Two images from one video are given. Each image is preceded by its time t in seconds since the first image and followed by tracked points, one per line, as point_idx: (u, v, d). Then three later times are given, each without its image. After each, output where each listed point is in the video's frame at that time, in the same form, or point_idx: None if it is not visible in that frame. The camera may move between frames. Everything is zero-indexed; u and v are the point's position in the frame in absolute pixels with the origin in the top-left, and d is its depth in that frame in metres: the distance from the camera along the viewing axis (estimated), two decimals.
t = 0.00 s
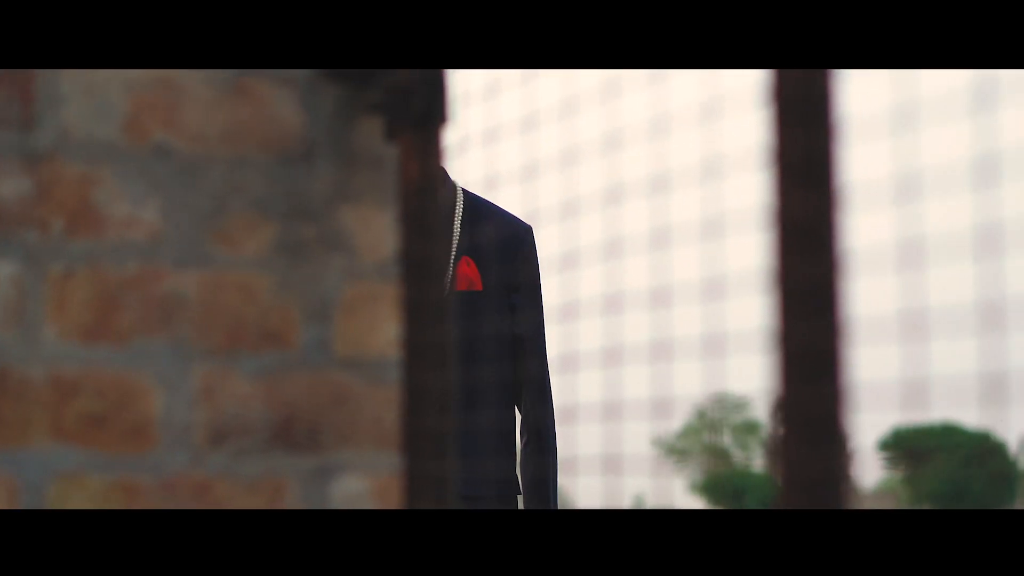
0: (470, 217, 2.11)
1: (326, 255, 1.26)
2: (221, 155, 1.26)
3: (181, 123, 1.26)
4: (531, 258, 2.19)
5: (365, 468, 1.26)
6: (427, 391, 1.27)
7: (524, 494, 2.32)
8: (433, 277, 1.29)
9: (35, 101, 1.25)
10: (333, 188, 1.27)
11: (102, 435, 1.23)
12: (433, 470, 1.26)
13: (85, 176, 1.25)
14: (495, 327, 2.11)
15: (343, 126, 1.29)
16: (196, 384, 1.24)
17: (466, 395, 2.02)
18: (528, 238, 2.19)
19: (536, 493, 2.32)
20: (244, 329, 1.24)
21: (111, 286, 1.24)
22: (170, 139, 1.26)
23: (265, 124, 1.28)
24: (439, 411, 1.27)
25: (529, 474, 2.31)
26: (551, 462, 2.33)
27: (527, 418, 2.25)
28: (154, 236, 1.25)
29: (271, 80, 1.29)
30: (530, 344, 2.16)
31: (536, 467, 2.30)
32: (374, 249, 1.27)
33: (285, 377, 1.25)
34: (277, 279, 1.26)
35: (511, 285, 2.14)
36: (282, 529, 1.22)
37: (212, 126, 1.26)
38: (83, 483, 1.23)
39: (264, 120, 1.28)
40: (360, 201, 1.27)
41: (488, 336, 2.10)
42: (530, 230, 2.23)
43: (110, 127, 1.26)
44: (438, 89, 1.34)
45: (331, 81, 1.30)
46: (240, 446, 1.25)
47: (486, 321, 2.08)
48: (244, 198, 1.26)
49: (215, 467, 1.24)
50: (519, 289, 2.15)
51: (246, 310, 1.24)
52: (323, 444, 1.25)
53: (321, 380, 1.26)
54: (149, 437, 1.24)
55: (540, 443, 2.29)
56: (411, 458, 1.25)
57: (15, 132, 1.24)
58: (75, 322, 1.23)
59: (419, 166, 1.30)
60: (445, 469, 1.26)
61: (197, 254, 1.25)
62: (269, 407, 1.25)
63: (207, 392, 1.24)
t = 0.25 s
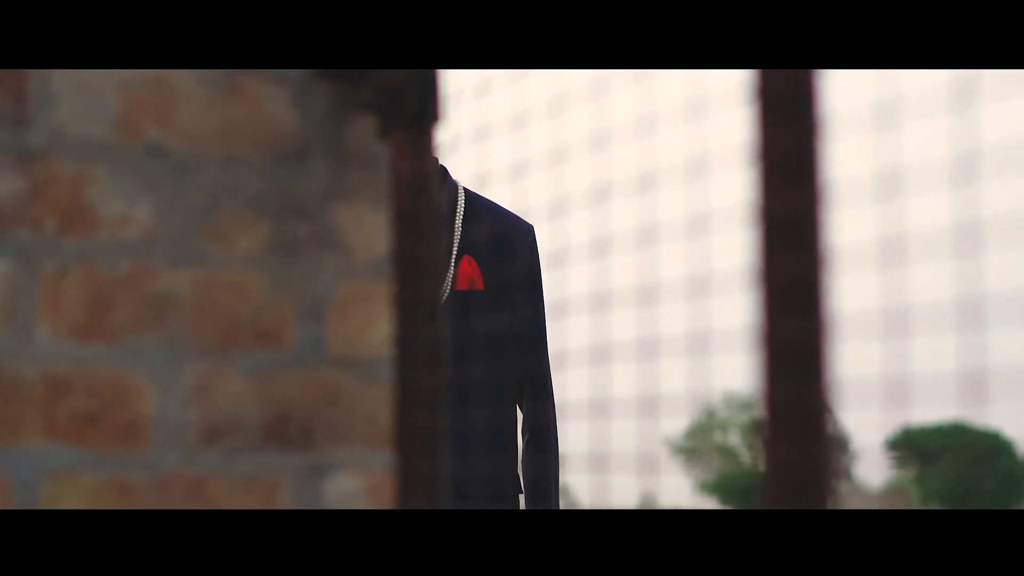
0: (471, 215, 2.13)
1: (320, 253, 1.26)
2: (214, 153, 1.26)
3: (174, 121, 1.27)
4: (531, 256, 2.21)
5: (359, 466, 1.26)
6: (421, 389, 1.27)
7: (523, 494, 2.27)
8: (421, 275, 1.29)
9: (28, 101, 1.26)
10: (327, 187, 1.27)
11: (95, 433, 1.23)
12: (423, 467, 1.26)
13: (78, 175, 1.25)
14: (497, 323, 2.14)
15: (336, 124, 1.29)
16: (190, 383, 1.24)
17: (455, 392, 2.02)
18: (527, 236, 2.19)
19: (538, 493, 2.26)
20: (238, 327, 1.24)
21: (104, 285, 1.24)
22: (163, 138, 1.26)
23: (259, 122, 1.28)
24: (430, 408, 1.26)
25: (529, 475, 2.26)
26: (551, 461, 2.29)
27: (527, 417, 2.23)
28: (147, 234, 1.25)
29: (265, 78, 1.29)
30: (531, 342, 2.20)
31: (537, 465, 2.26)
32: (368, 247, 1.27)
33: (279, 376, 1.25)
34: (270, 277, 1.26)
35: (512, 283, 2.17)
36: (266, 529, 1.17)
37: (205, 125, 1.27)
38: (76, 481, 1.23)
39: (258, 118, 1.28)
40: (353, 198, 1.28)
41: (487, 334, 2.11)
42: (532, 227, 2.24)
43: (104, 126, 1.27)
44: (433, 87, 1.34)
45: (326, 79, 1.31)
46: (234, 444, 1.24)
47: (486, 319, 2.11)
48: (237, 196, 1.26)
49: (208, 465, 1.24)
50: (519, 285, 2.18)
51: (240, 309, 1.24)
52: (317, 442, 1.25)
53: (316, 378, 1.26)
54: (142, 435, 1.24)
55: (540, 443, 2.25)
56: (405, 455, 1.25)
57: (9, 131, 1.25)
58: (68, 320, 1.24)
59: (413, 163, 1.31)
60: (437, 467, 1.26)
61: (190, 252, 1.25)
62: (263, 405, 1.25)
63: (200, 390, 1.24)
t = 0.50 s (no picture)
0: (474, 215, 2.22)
1: (315, 252, 1.26)
2: (207, 152, 1.26)
3: (167, 120, 1.27)
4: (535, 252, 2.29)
5: (352, 464, 1.25)
6: (411, 384, 1.27)
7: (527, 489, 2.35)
8: (412, 273, 1.28)
9: (20, 99, 1.28)
10: (321, 185, 1.27)
11: (87, 431, 1.24)
12: (415, 466, 1.26)
13: (71, 173, 1.27)
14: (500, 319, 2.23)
15: (329, 123, 1.28)
16: (183, 381, 1.25)
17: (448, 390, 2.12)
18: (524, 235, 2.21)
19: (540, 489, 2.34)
20: (232, 325, 1.25)
21: (96, 283, 1.25)
22: (157, 137, 1.27)
23: (252, 122, 1.27)
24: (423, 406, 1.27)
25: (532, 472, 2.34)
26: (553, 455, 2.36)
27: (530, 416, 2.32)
28: (140, 232, 1.25)
29: (258, 78, 1.29)
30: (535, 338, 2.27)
31: (539, 461, 2.33)
32: (361, 246, 1.27)
33: (272, 373, 1.25)
34: (262, 276, 1.26)
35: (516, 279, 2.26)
36: (264, 529, 1.21)
37: (198, 124, 1.27)
38: (69, 479, 1.24)
39: (251, 116, 1.28)
40: (345, 197, 1.27)
41: (487, 332, 2.21)
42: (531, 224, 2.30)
43: (97, 125, 1.27)
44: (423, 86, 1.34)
45: (319, 78, 1.30)
46: (227, 443, 1.25)
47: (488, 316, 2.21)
48: (230, 195, 1.26)
49: (202, 462, 1.25)
50: (523, 281, 2.27)
51: (232, 307, 1.24)
52: (310, 441, 1.25)
53: (309, 377, 1.26)
54: (135, 433, 1.25)
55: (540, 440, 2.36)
56: (396, 454, 1.25)
57: (3, 128, 1.26)
58: (60, 317, 1.24)
59: (406, 162, 1.28)
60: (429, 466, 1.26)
61: (184, 250, 1.25)
62: (255, 404, 1.25)
63: (194, 388, 1.25)
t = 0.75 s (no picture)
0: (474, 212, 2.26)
1: (307, 250, 1.26)
2: (199, 150, 1.27)
3: (159, 117, 1.27)
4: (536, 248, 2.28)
5: (344, 461, 1.25)
6: (403, 383, 1.26)
7: (529, 488, 2.33)
8: (406, 271, 1.27)
9: (11, 97, 1.29)
10: (313, 183, 1.27)
11: (79, 429, 1.25)
12: (408, 464, 1.25)
13: (63, 170, 1.28)
14: (498, 315, 2.23)
15: (322, 121, 1.28)
16: (174, 378, 1.26)
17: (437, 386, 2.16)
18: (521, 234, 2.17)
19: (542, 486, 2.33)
20: (224, 324, 1.25)
21: (88, 280, 1.26)
22: (148, 135, 1.27)
23: (243, 121, 1.27)
24: (416, 404, 1.26)
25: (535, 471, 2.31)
26: (558, 456, 2.32)
27: (532, 414, 2.27)
28: (132, 230, 1.26)
29: (251, 76, 1.28)
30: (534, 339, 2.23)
31: (542, 459, 2.30)
32: (352, 244, 1.27)
33: (265, 370, 1.26)
34: (255, 274, 1.26)
35: (515, 276, 2.25)
36: (261, 530, 1.23)
37: (189, 122, 1.27)
38: (61, 476, 1.26)
39: (243, 113, 1.27)
40: (339, 194, 1.27)
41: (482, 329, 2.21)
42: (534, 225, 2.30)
43: (88, 122, 1.28)
44: (418, 81, 1.32)
45: (311, 77, 1.29)
46: (220, 440, 1.25)
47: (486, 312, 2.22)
48: (222, 193, 1.27)
49: (194, 460, 1.25)
50: (523, 278, 2.25)
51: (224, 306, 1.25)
52: (302, 439, 1.25)
53: (301, 375, 1.26)
54: (127, 431, 1.26)
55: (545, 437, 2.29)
56: (387, 451, 1.25)
57: None
58: (52, 316, 1.26)
59: (397, 159, 1.27)
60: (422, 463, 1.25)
61: (175, 248, 1.26)
62: (247, 401, 1.25)
63: (185, 385, 1.26)
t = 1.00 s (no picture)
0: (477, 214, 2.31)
1: (303, 248, 1.27)
2: (195, 150, 1.27)
3: (154, 116, 1.28)
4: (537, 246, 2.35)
5: (338, 459, 1.26)
6: (397, 382, 1.27)
7: (531, 489, 2.35)
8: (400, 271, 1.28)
9: (6, 97, 1.29)
10: (309, 182, 1.27)
11: (73, 427, 1.26)
12: (403, 463, 1.25)
13: (58, 170, 1.28)
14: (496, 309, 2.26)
15: (317, 120, 1.28)
16: (170, 377, 1.26)
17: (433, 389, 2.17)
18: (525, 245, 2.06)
19: (544, 487, 2.34)
20: (219, 322, 1.25)
21: (83, 279, 1.26)
22: (143, 134, 1.28)
23: (238, 120, 1.27)
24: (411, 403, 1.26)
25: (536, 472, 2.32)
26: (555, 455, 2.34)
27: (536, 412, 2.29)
28: (127, 229, 1.26)
29: (245, 74, 1.29)
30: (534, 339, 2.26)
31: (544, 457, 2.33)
32: (348, 242, 1.27)
33: (260, 368, 1.26)
34: (251, 272, 1.26)
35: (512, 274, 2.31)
36: (251, 530, 1.23)
37: (184, 121, 1.27)
38: (55, 475, 1.26)
39: (239, 112, 1.28)
40: (334, 194, 1.27)
41: (475, 329, 2.22)
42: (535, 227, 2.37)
43: (83, 122, 1.28)
44: (414, 80, 1.30)
45: (307, 76, 1.29)
46: (215, 438, 1.26)
47: (480, 307, 2.24)
48: (218, 192, 1.27)
49: (189, 458, 1.26)
50: (527, 277, 2.29)
51: (221, 304, 1.25)
52: (298, 438, 1.25)
53: (298, 373, 1.26)
54: (122, 430, 1.26)
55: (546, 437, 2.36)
56: (382, 450, 1.25)
57: None
58: (47, 314, 1.26)
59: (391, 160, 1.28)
60: (415, 462, 1.26)
61: (172, 247, 1.26)
62: (243, 399, 1.25)
63: (181, 383, 1.26)
